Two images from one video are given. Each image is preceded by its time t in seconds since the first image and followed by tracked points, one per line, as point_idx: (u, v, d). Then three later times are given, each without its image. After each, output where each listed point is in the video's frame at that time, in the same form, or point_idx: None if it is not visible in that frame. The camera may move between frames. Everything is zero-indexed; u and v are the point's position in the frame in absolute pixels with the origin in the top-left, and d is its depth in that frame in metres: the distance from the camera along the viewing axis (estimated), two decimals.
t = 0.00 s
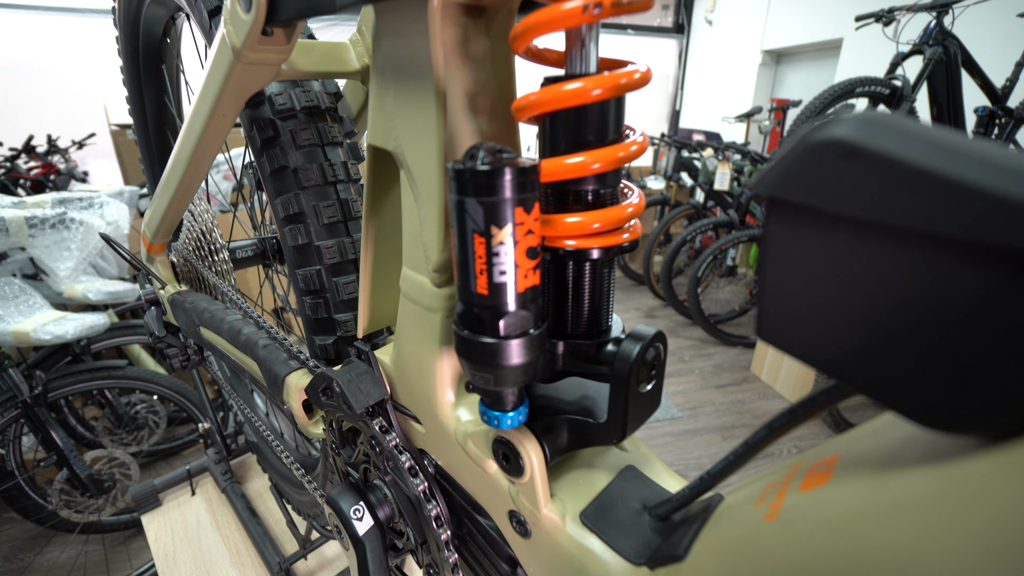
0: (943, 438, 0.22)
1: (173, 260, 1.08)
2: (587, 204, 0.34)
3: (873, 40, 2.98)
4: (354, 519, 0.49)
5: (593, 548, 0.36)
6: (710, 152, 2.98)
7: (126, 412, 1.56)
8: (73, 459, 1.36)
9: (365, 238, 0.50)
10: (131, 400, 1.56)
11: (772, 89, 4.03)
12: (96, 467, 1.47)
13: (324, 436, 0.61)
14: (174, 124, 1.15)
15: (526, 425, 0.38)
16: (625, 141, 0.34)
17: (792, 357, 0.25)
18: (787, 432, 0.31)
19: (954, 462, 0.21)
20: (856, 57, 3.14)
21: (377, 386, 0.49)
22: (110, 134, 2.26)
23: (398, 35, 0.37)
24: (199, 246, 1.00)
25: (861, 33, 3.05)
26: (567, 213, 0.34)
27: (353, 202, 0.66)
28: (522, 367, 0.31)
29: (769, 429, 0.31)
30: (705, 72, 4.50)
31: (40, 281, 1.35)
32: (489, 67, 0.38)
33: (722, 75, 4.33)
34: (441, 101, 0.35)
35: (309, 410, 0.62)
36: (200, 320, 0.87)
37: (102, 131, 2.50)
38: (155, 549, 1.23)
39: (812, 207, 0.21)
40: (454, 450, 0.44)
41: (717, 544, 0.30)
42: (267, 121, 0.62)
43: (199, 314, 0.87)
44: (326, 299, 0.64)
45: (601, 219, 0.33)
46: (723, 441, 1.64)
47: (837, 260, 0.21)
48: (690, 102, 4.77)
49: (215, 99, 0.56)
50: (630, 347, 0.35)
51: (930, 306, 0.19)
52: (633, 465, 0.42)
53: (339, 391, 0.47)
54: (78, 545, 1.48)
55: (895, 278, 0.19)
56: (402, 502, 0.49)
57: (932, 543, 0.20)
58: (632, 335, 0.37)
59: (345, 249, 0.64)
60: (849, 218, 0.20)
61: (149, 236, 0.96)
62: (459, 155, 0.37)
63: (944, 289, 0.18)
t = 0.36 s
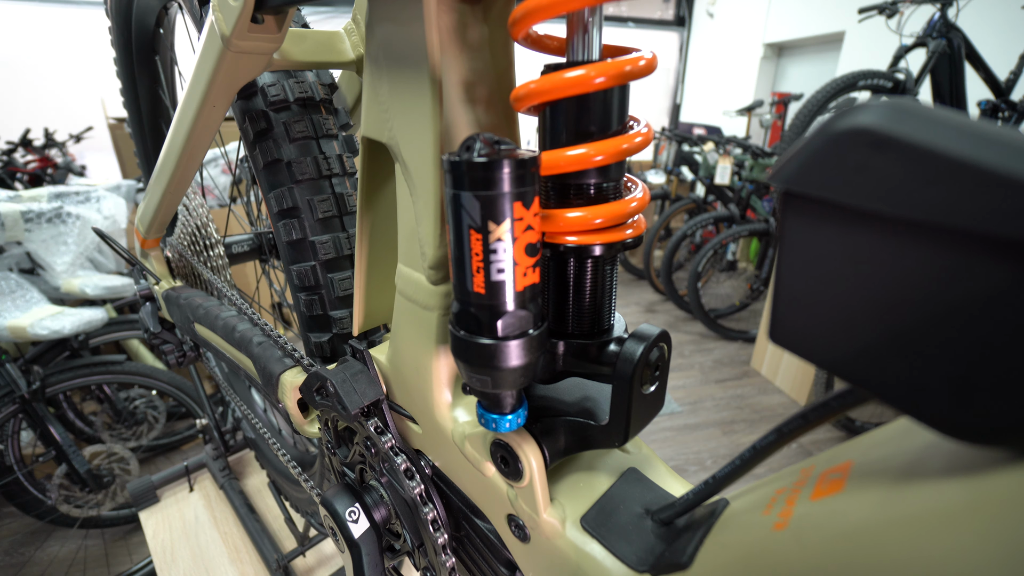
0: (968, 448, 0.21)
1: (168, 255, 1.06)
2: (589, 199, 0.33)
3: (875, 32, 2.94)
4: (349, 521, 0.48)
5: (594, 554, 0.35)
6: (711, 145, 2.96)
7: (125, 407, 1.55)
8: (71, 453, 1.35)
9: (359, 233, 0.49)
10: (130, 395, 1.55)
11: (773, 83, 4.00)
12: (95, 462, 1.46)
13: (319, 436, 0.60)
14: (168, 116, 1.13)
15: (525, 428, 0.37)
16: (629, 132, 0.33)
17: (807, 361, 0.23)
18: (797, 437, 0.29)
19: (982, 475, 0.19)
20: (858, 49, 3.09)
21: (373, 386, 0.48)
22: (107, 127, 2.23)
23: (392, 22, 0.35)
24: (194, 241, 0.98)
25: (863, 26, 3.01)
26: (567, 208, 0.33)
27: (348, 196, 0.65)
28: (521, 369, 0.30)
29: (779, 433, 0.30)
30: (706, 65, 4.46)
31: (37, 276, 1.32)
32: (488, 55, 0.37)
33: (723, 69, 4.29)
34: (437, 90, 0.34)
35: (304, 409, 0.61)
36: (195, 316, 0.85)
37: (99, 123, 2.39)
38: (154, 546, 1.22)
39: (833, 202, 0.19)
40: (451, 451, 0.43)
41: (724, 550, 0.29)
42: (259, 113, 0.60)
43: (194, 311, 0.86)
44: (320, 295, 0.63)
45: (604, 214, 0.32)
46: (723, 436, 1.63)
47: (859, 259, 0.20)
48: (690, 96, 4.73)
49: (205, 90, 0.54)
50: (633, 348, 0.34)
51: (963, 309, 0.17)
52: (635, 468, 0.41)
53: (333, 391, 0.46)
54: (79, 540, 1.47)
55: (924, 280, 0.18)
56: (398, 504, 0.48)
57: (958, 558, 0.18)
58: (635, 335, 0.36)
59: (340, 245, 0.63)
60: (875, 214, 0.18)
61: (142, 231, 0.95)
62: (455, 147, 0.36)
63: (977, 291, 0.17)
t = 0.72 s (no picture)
0: (972, 450, 0.21)
1: (167, 253, 1.06)
2: (590, 198, 0.33)
3: (876, 28, 2.92)
4: (351, 519, 0.48)
5: (595, 552, 0.35)
6: (712, 142, 2.95)
7: (125, 404, 1.55)
8: (72, 450, 1.36)
9: (359, 232, 0.49)
10: (130, 392, 1.55)
11: (773, 79, 3.98)
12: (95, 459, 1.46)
13: (319, 434, 0.60)
14: (167, 113, 1.12)
15: (526, 427, 0.37)
16: (631, 130, 0.33)
17: (812, 362, 0.23)
18: (800, 439, 0.29)
19: (987, 478, 0.19)
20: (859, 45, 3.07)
21: (373, 384, 0.47)
22: (106, 125, 2.20)
23: (392, 18, 0.35)
24: (194, 239, 0.98)
25: (864, 21, 3.00)
26: (569, 206, 0.33)
27: (348, 194, 0.64)
28: (522, 368, 0.30)
29: (780, 434, 0.30)
30: (706, 61, 4.44)
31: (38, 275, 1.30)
32: (488, 52, 0.36)
33: (723, 64, 4.27)
34: (437, 86, 0.34)
35: (305, 407, 0.61)
36: (195, 313, 0.85)
37: (97, 119, 2.29)
38: (155, 543, 1.22)
39: (839, 202, 0.19)
40: (453, 450, 0.43)
41: (725, 550, 0.29)
42: (258, 110, 0.60)
43: (194, 308, 0.86)
44: (320, 293, 0.63)
45: (606, 213, 0.32)
46: (723, 433, 1.63)
47: (865, 261, 0.19)
48: (690, 92, 4.70)
49: (203, 87, 0.54)
50: (635, 347, 0.34)
51: (972, 311, 0.17)
52: (636, 467, 0.41)
53: (334, 389, 0.46)
54: (81, 537, 1.47)
55: (932, 280, 0.18)
56: (399, 502, 0.48)
57: (965, 560, 0.18)
58: (637, 334, 0.35)
59: (339, 243, 0.63)
60: (881, 214, 0.18)
61: (141, 229, 0.94)
62: (454, 146, 0.35)
63: (984, 293, 0.17)
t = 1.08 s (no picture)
0: (982, 449, 0.21)
1: (168, 251, 1.05)
2: (594, 196, 0.32)
3: (877, 27, 2.92)
4: (352, 518, 0.48)
5: (598, 552, 0.35)
6: (712, 140, 2.95)
7: (125, 403, 1.55)
8: (71, 448, 1.36)
9: (360, 231, 0.48)
10: (129, 391, 1.54)
11: (773, 78, 3.98)
12: (95, 459, 1.44)
13: (320, 433, 0.60)
14: (166, 111, 1.12)
15: (528, 426, 0.37)
16: (635, 127, 0.32)
17: (821, 362, 0.23)
18: (806, 438, 0.29)
19: (998, 478, 0.19)
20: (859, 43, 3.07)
21: (375, 384, 0.47)
22: (105, 123, 2.20)
23: (394, 14, 0.35)
24: (194, 238, 0.98)
25: (864, 20, 2.99)
26: (572, 204, 0.32)
27: (348, 192, 0.64)
28: (526, 367, 0.30)
29: (786, 433, 0.30)
30: (706, 59, 4.43)
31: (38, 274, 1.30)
32: (491, 48, 0.36)
33: (723, 63, 4.26)
34: (439, 84, 0.33)
35: (305, 406, 0.61)
36: (194, 313, 0.85)
37: (96, 118, 2.28)
38: (154, 542, 1.21)
39: (849, 199, 0.19)
40: (455, 449, 0.43)
41: (731, 549, 0.28)
42: (258, 108, 0.60)
43: (193, 308, 0.86)
44: (321, 292, 0.62)
45: (610, 211, 0.32)
46: (724, 432, 1.63)
47: (875, 258, 0.19)
48: (690, 91, 4.70)
49: (203, 85, 0.54)
50: (639, 346, 0.34)
51: (985, 310, 0.17)
52: (639, 466, 0.41)
53: (335, 389, 0.46)
54: (80, 537, 1.47)
55: (944, 278, 0.17)
56: (401, 502, 0.47)
57: (974, 562, 0.18)
58: (640, 333, 0.35)
59: (340, 242, 0.63)
60: (893, 211, 0.18)
61: (140, 228, 0.93)
62: (457, 143, 0.35)
63: (1000, 293, 0.16)
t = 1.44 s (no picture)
0: (973, 458, 0.21)
1: (168, 253, 1.06)
2: (593, 204, 0.33)
3: (877, 26, 2.91)
4: (353, 521, 0.49)
5: (597, 555, 0.35)
6: (711, 140, 2.95)
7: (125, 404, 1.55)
8: (72, 448, 1.36)
9: (361, 235, 0.49)
10: (130, 391, 1.54)
11: (773, 77, 3.97)
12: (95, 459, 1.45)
13: (320, 435, 0.60)
14: (166, 112, 1.12)
15: (527, 430, 0.37)
16: (634, 135, 0.33)
17: (816, 372, 0.23)
18: (802, 444, 0.29)
19: (988, 486, 0.19)
20: (859, 43, 3.06)
21: (375, 387, 0.47)
22: (105, 123, 2.20)
23: (395, 22, 0.35)
24: (194, 240, 0.98)
25: (864, 19, 2.99)
26: (571, 211, 0.33)
27: (348, 196, 0.64)
28: (525, 374, 0.30)
29: (782, 439, 0.30)
30: (706, 58, 4.43)
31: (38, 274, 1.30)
32: (490, 56, 0.36)
33: (723, 62, 4.26)
34: (439, 92, 0.34)
35: (306, 408, 0.61)
36: (195, 315, 0.85)
37: (96, 118, 2.28)
38: (155, 543, 1.22)
39: (843, 214, 0.19)
40: (455, 453, 0.43)
41: (728, 553, 0.29)
42: (259, 112, 0.60)
43: (194, 309, 0.86)
44: (321, 296, 0.63)
45: (608, 219, 0.32)
46: (723, 431, 1.64)
47: (869, 271, 0.19)
48: (690, 90, 4.69)
49: (204, 89, 0.54)
50: (637, 352, 0.34)
51: (976, 323, 0.17)
52: (637, 469, 0.41)
53: (336, 392, 0.46)
54: (81, 537, 1.47)
55: (937, 292, 0.18)
56: (401, 504, 0.48)
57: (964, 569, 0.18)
58: (638, 338, 0.36)
59: (340, 245, 0.63)
60: (886, 226, 0.18)
61: (140, 229, 0.93)
62: (457, 151, 0.36)
63: (991, 307, 0.17)
